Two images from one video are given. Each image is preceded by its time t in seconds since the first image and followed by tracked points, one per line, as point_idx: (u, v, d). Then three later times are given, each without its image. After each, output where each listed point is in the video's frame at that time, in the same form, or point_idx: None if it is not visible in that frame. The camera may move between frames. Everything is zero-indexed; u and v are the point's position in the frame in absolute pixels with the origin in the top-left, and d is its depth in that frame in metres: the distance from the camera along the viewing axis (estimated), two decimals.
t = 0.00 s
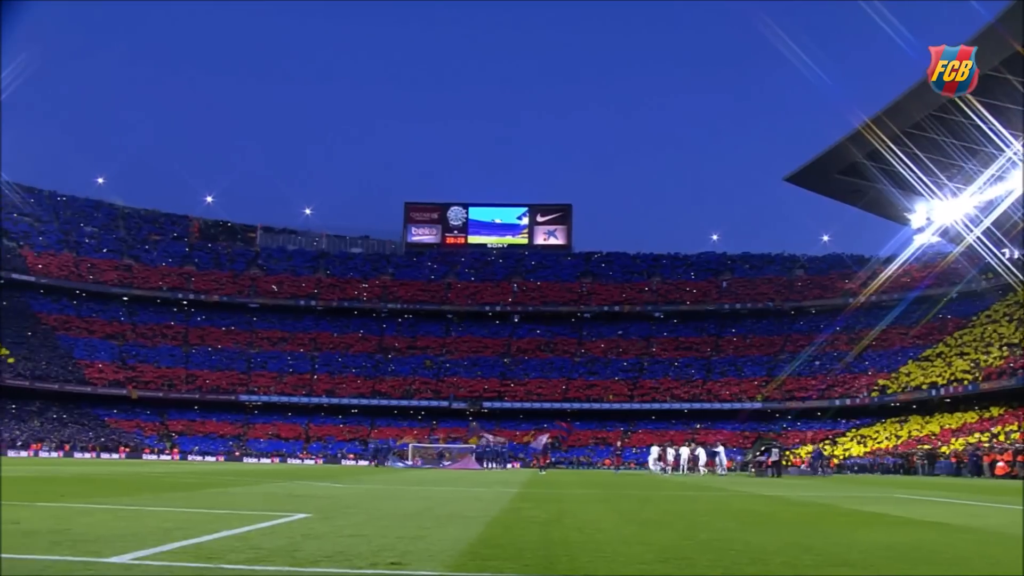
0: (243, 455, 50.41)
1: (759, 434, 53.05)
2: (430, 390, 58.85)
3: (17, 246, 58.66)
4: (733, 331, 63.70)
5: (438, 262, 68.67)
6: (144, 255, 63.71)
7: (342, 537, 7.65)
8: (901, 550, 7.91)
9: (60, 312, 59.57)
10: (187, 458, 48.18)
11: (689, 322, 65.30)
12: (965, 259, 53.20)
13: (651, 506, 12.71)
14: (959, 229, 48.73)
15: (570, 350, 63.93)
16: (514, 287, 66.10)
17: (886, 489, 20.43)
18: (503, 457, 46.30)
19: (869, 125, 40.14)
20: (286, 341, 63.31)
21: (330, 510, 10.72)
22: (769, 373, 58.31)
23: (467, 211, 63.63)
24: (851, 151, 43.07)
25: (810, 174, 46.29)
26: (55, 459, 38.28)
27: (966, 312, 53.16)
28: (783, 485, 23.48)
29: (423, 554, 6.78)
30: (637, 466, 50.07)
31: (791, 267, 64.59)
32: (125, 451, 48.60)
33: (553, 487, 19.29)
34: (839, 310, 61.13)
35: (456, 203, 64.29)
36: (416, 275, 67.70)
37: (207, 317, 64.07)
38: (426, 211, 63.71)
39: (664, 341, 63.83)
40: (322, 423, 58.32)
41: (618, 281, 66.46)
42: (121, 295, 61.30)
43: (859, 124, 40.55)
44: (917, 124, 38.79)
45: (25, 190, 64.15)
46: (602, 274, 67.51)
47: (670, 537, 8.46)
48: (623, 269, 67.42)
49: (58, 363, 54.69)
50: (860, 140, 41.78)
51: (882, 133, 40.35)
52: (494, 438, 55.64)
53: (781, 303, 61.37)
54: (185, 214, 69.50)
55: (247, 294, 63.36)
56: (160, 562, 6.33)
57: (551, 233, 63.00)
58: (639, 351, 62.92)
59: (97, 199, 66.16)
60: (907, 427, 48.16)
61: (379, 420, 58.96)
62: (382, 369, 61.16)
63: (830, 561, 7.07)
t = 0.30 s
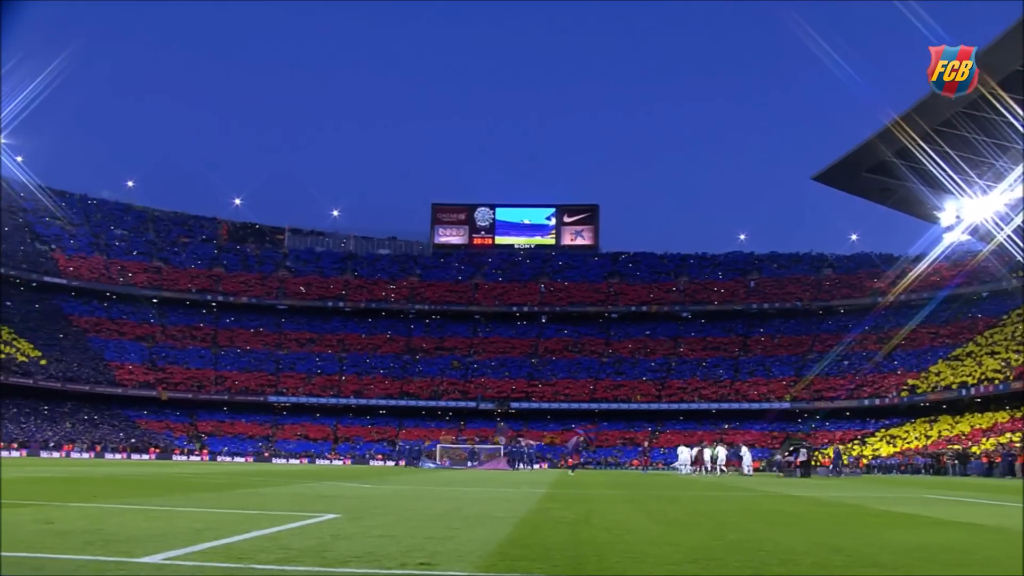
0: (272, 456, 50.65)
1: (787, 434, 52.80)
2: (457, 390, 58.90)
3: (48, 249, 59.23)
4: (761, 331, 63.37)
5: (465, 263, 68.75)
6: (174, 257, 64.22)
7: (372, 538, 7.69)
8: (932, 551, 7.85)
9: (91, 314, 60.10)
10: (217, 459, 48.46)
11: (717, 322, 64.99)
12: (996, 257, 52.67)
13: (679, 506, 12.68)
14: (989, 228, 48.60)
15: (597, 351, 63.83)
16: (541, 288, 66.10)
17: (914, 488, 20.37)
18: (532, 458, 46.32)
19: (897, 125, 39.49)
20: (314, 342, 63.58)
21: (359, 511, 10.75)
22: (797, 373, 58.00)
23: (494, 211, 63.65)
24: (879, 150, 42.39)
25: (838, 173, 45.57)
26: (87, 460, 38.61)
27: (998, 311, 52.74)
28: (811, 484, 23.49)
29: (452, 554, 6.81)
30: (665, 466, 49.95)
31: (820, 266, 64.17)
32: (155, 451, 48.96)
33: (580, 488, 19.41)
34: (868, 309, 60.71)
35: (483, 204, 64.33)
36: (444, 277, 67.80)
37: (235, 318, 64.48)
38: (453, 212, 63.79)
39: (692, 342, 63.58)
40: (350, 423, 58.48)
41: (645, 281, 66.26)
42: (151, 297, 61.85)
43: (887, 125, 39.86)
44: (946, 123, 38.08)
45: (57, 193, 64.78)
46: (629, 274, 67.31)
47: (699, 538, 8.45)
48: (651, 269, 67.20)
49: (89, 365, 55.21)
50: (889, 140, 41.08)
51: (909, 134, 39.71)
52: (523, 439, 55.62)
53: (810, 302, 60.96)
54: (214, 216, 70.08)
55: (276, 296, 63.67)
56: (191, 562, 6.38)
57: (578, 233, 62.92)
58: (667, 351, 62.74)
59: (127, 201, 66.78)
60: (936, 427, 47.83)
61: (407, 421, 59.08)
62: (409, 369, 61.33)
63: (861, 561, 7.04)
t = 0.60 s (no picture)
0: (296, 457, 50.83)
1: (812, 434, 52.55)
2: (481, 390, 58.94)
3: (74, 251, 59.76)
4: (784, 331, 63.07)
5: (488, 264, 68.78)
6: (198, 259, 64.63)
7: (397, 538, 7.68)
8: (959, 551, 7.81)
9: (117, 316, 60.54)
10: (241, 459, 48.67)
11: (740, 322, 64.70)
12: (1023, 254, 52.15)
13: (703, 506, 12.65)
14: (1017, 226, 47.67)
15: (621, 351, 63.72)
16: (564, 288, 66.06)
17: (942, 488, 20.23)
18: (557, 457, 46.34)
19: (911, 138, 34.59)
20: (337, 343, 63.79)
21: (383, 511, 10.78)
22: (822, 373, 57.71)
23: (517, 212, 63.60)
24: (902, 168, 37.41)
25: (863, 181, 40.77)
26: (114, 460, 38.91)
27: None
28: (834, 484, 23.63)
29: (477, 555, 6.79)
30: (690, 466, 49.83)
31: (843, 265, 63.76)
32: (180, 452, 49.24)
33: (603, 488, 19.29)
34: (893, 308, 60.33)
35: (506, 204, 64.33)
36: (467, 278, 67.86)
37: (259, 319, 64.85)
38: (476, 213, 63.84)
39: (715, 341, 63.32)
40: (374, 424, 58.60)
41: (668, 281, 66.02)
42: (176, 298, 62.35)
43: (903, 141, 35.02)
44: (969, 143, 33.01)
45: (83, 196, 65.31)
46: (652, 274, 67.08)
47: (726, 539, 8.37)
48: (674, 269, 66.97)
49: (115, 366, 55.61)
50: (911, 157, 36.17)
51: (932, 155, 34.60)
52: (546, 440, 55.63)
53: (834, 301, 60.55)
54: (238, 217, 70.46)
55: (300, 297, 63.91)
56: (216, 562, 6.41)
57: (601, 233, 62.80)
58: (690, 351, 62.55)
59: (152, 204, 67.28)
60: (961, 427, 47.57)
61: (431, 421, 59.19)
62: (433, 370, 61.46)
63: (888, 562, 6.99)
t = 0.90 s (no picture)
0: (322, 457, 51.06)
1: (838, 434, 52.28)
2: (507, 391, 59.02)
3: (102, 254, 60.30)
4: (810, 330, 62.76)
5: (513, 264, 68.81)
6: (224, 261, 65.00)
7: (422, 539, 7.67)
8: (989, 552, 7.73)
9: (145, 318, 60.98)
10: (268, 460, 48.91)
11: (766, 322, 64.46)
12: None
13: (731, 507, 12.58)
14: None
15: (646, 351, 63.59)
16: (589, 288, 65.95)
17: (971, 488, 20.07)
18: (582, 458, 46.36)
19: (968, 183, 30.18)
20: (363, 344, 63.97)
21: (409, 511, 10.80)
22: (848, 373, 57.38)
23: (542, 212, 63.59)
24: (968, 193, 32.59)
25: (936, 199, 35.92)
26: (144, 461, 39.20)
27: None
28: (859, 484, 23.85)
29: (503, 555, 6.79)
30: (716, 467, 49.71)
31: (870, 264, 63.28)
32: (208, 453, 49.57)
33: (629, 489, 19.25)
34: (919, 307, 59.96)
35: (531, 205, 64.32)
36: (492, 278, 67.91)
37: (286, 320, 65.24)
38: (500, 213, 63.88)
39: (741, 341, 63.08)
40: (399, 424, 58.75)
41: (694, 281, 65.76)
42: (202, 300, 62.77)
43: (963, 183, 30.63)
44: None
45: (110, 199, 65.82)
46: (677, 274, 66.85)
47: (753, 540, 8.32)
48: (699, 269, 66.70)
49: (142, 368, 56.01)
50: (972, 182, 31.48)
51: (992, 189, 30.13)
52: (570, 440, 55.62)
53: (860, 300, 60.14)
54: (264, 219, 70.81)
55: (325, 298, 64.14)
56: (244, 562, 6.45)
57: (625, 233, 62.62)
58: (716, 351, 62.34)
59: (178, 206, 67.77)
60: (990, 426, 47.26)
61: (456, 421, 59.31)
62: (458, 370, 61.60)
63: (917, 564, 6.94)
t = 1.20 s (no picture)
0: (345, 458, 51.23)
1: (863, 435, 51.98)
2: (530, 391, 59.03)
3: (128, 257, 60.74)
4: (834, 330, 62.34)
5: (537, 265, 68.83)
6: (249, 263, 65.32)
7: (447, 539, 7.67)
8: (1017, 554, 7.66)
9: (170, 320, 61.43)
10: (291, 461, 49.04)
11: (791, 322, 64.18)
12: None
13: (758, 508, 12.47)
14: None
15: (670, 351, 63.44)
16: (613, 288, 65.78)
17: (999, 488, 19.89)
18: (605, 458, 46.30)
19: None
20: (387, 345, 64.10)
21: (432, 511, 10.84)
22: (873, 373, 56.97)
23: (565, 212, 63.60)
24: None
25: None
26: (167, 461, 39.34)
27: None
28: (885, 484, 23.84)
29: (527, 556, 6.78)
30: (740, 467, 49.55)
31: (895, 263, 62.78)
32: (232, 454, 49.79)
33: (652, 489, 19.25)
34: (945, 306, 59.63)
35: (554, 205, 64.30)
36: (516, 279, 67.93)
37: (310, 322, 65.52)
38: (524, 214, 63.93)
39: (765, 341, 62.79)
40: (423, 425, 58.83)
41: (717, 281, 65.48)
42: (227, 302, 63.11)
43: None
44: None
45: (136, 201, 66.29)
46: (701, 274, 66.60)
47: (778, 540, 8.29)
48: (723, 269, 66.40)
49: (168, 369, 56.37)
50: None
51: None
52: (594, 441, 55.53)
53: (884, 300, 59.66)
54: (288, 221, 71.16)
55: (349, 299, 64.28)
56: (270, 562, 6.49)
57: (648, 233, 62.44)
58: (740, 351, 62.10)
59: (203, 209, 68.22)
60: (1017, 426, 46.90)
61: (480, 421, 59.37)
62: (482, 371, 61.64)
63: (944, 565, 6.89)
